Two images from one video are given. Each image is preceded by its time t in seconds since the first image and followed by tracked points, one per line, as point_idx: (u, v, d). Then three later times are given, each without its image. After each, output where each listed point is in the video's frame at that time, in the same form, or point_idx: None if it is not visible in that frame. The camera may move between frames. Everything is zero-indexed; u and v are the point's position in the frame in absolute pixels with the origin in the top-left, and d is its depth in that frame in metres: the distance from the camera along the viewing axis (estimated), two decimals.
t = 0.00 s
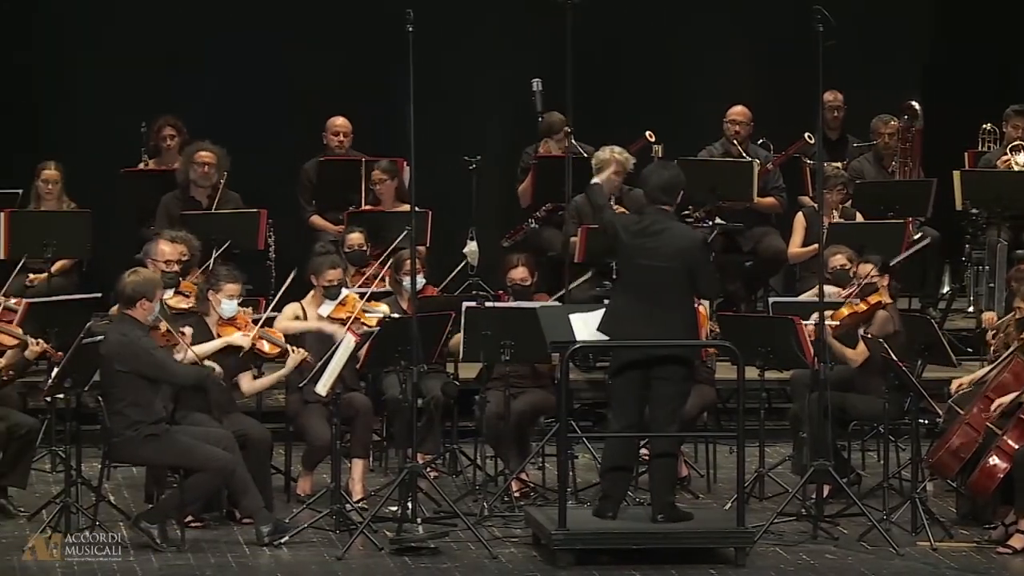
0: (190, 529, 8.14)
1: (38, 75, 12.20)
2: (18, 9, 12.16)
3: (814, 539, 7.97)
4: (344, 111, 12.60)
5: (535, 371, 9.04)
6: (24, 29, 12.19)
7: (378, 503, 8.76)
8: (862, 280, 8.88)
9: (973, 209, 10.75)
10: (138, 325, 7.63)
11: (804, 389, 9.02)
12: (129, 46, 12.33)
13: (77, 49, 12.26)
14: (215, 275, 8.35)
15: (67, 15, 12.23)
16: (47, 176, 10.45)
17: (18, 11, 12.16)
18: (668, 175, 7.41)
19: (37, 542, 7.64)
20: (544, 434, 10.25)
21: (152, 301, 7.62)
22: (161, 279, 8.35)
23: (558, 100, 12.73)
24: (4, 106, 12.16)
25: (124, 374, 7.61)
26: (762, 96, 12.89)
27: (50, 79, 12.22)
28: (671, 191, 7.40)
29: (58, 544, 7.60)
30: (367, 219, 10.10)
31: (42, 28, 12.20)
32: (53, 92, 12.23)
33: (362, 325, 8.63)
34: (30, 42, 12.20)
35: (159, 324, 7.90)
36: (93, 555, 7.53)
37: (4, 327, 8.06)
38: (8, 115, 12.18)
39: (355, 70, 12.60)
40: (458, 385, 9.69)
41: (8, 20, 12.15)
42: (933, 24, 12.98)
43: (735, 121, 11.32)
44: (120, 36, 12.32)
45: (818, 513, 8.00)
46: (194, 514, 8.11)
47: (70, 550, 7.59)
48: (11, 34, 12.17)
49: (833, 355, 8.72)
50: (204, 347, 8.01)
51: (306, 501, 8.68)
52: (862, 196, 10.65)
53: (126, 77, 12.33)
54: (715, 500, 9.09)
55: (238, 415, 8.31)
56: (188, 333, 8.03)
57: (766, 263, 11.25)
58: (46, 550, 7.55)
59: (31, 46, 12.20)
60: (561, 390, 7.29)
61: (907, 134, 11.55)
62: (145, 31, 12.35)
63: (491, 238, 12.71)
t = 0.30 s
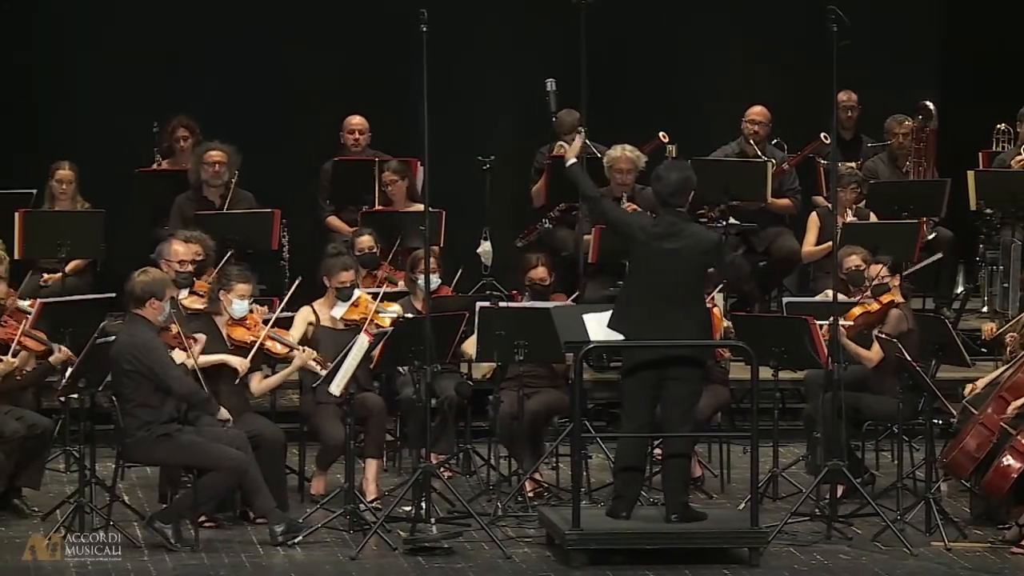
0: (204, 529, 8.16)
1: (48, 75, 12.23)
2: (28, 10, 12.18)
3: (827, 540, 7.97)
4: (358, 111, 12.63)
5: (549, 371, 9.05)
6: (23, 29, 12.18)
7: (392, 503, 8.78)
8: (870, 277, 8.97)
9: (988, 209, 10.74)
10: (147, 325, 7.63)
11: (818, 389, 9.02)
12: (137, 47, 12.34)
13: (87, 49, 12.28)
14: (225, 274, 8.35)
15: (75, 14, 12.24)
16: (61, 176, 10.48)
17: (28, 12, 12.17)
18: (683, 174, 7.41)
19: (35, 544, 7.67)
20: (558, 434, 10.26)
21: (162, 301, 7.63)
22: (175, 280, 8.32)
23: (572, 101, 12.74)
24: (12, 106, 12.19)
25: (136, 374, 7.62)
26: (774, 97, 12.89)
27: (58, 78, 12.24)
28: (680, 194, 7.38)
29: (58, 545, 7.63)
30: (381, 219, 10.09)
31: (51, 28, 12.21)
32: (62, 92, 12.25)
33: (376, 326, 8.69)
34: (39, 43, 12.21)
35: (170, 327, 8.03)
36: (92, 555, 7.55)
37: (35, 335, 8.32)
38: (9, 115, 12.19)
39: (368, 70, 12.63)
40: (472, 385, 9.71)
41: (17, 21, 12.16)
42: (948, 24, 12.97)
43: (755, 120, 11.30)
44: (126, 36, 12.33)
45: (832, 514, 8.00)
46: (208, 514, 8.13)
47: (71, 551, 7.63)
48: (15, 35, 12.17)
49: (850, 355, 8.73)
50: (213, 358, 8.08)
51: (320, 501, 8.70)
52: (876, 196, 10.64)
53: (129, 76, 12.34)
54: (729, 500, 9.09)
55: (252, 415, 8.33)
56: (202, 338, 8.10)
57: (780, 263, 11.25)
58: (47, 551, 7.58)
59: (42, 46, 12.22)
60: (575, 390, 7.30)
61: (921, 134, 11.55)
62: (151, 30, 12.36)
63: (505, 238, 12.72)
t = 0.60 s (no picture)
0: (213, 529, 8.17)
1: (56, 75, 12.24)
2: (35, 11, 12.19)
3: (837, 540, 7.96)
4: (365, 111, 12.64)
5: (558, 371, 9.06)
6: (25, 29, 12.19)
7: (401, 503, 8.79)
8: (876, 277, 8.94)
9: (998, 209, 10.72)
10: (150, 326, 7.66)
11: (827, 390, 9.02)
12: (144, 46, 12.36)
13: (94, 49, 12.29)
14: (230, 275, 8.39)
15: (83, 14, 12.25)
16: (71, 176, 10.50)
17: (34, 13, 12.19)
18: (691, 175, 7.41)
19: (35, 544, 7.69)
20: (567, 434, 10.27)
21: (166, 303, 7.66)
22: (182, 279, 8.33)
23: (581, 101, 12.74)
24: (20, 107, 12.21)
25: (143, 375, 7.63)
26: (782, 96, 12.88)
27: (65, 80, 12.25)
28: (686, 194, 7.37)
29: (59, 547, 7.64)
30: (390, 219, 10.11)
31: (59, 28, 12.23)
32: (70, 92, 12.27)
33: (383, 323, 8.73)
34: (47, 42, 12.23)
35: (178, 325, 7.89)
36: (92, 555, 7.56)
37: (45, 344, 8.39)
38: (9, 115, 12.19)
39: (375, 70, 12.64)
40: (481, 385, 9.72)
41: (24, 21, 12.18)
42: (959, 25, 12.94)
43: (763, 120, 11.32)
44: (132, 36, 12.34)
45: (842, 514, 7.99)
46: (217, 514, 8.14)
47: (71, 550, 7.64)
48: (23, 35, 12.19)
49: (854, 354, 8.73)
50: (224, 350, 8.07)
51: (329, 501, 8.71)
52: (886, 196, 10.62)
53: (134, 75, 12.35)
54: (738, 500, 9.09)
55: (260, 415, 8.34)
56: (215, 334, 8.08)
57: (789, 262, 11.25)
58: (47, 551, 7.61)
59: (48, 46, 12.24)
60: (584, 390, 7.29)
61: (931, 134, 11.55)
62: (155, 30, 12.37)
63: (514, 238, 12.73)
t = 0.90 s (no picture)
0: (226, 529, 8.19)
1: (61, 75, 12.27)
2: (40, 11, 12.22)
3: (849, 540, 7.96)
4: (374, 110, 12.66)
5: (570, 371, 9.06)
6: (37, 29, 12.22)
7: (414, 503, 8.81)
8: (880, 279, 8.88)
9: (1012, 209, 10.71)
10: (163, 326, 7.68)
11: (839, 390, 9.02)
12: (147, 47, 12.37)
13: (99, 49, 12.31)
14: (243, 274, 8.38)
15: (87, 14, 12.27)
16: (84, 176, 10.53)
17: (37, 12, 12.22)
18: (702, 175, 7.41)
19: (35, 544, 7.72)
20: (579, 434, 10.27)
21: (179, 304, 7.67)
22: (196, 280, 8.34)
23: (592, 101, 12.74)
24: (26, 107, 12.24)
25: (154, 375, 7.64)
26: (790, 96, 12.87)
27: (70, 80, 12.28)
28: (699, 193, 7.38)
29: (59, 547, 7.68)
30: (402, 219, 10.13)
31: (63, 27, 12.26)
32: (75, 92, 12.29)
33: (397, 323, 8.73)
34: (51, 42, 12.26)
35: (192, 327, 7.95)
36: (92, 555, 7.59)
37: (51, 332, 8.37)
38: (8, 115, 12.22)
39: (384, 70, 12.66)
40: (494, 385, 9.73)
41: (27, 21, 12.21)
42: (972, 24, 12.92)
43: (771, 120, 11.32)
44: (136, 36, 12.35)
45: (854, 514, 7.99)
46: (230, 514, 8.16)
47: (71, 550, 7.67)
48: (25, 35, 12.23)
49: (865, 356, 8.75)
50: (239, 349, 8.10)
51: (342, 501, 8.72)
52: (899, 196, 10.61)
53: (140, 75, 12.36)
54: (751, 500, 9.09)
55: (273, 415, 8.35)
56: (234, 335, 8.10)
57: (802, 263, 11.24)
58: (47, 551, 7.63)
59: (53, 46, 12.26)
60: (596, 390, 7.30)
61: (944, 134, 11.54)
62: (157, 30, 12.37)
63: (527, 239, 12.74)
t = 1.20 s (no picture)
0: (239, 529, 8.21)
1: (65, 76, 12.28)
2: (42, 11, 12.24)
3: (862, 541, 7.96)
4: (382, 110, 12.68)
5: (583, 371, 9.06)
6: (50, 29, 12.25)
7: (426, 503, 8.82)
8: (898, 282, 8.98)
9: None
10: (184, 328, 7.70)
11: (852, 390, 9.02)
12: (152, 47, 12.37)
13: (102, 50, 12.33)
14: (261, 274, 8.46)
15: (90, 15, 12.29)
16: (97, 176, 10.56)
17: (43, 12, 12.24)
18: (713, 177, 7.43)
19: (35, 543, 7.70)
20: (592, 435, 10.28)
21: (203, 306, 7.68)
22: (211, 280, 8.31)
23: (601, 101, 12.74)
24: (32, 107, 12.25)
25: (170, 376, 7.67)
26: (797, 96, 12.86)
27: (75, 80, 12.29)
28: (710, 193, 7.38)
29: (59, 545, 7.67)
30: (413, 218, 10.15)
31: (67, 28, 12.27)
32: (80, 93, 12.30)
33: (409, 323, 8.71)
34: (55, 42, 12.28)
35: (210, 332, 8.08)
36: (93, 555, 7.59)
37: (55, 331, 8.42)
38: (9, 115, 12.23)
39: (391, 70, 12.67)
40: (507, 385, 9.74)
41: (31, 22, 12.23)
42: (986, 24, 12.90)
43: (782, 119, 11.27)
44: (139, 36, 12.36)
45: (867, 514, 7.98)
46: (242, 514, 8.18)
47: (71, 550, 7.66)
48: (29, 36, 12.24)
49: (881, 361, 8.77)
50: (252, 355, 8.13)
51: (354, 501, 8.74)
52: (912, 196, 10.59)
53: (144, 75, 12.36)
54: (764, 501, 9.09)
55: (285, 415, 8.37)
56: (245, 344, 8.11)
57: (815, 262, 11.23)
58: (48, 551, 7.62)
59: (57, 47, 12.28)
60: (609, 390, 7.30)
61: (956, 134, 11.49)
62: (159, 30, 12.38)
63: (539, 239, 12.75)
